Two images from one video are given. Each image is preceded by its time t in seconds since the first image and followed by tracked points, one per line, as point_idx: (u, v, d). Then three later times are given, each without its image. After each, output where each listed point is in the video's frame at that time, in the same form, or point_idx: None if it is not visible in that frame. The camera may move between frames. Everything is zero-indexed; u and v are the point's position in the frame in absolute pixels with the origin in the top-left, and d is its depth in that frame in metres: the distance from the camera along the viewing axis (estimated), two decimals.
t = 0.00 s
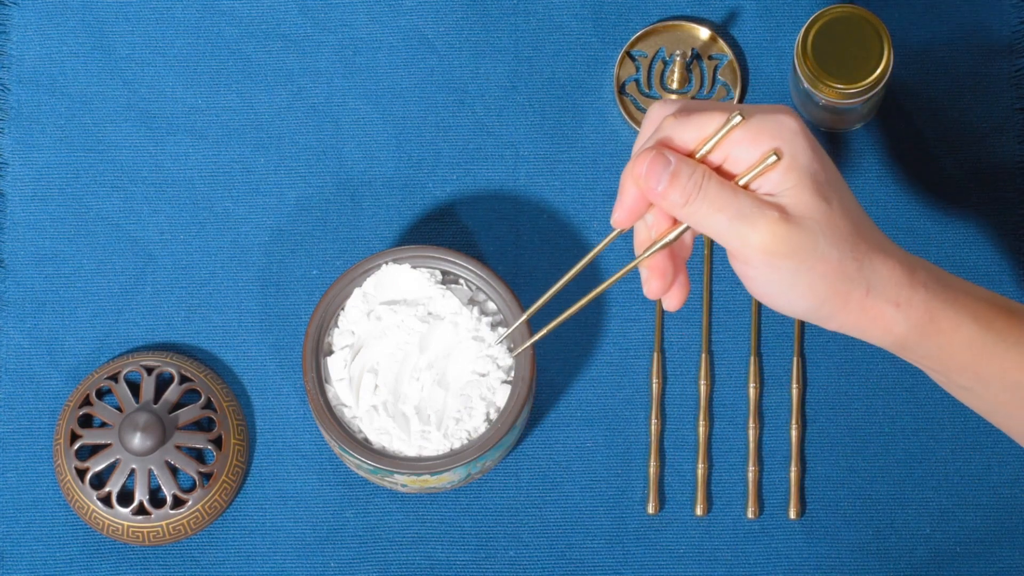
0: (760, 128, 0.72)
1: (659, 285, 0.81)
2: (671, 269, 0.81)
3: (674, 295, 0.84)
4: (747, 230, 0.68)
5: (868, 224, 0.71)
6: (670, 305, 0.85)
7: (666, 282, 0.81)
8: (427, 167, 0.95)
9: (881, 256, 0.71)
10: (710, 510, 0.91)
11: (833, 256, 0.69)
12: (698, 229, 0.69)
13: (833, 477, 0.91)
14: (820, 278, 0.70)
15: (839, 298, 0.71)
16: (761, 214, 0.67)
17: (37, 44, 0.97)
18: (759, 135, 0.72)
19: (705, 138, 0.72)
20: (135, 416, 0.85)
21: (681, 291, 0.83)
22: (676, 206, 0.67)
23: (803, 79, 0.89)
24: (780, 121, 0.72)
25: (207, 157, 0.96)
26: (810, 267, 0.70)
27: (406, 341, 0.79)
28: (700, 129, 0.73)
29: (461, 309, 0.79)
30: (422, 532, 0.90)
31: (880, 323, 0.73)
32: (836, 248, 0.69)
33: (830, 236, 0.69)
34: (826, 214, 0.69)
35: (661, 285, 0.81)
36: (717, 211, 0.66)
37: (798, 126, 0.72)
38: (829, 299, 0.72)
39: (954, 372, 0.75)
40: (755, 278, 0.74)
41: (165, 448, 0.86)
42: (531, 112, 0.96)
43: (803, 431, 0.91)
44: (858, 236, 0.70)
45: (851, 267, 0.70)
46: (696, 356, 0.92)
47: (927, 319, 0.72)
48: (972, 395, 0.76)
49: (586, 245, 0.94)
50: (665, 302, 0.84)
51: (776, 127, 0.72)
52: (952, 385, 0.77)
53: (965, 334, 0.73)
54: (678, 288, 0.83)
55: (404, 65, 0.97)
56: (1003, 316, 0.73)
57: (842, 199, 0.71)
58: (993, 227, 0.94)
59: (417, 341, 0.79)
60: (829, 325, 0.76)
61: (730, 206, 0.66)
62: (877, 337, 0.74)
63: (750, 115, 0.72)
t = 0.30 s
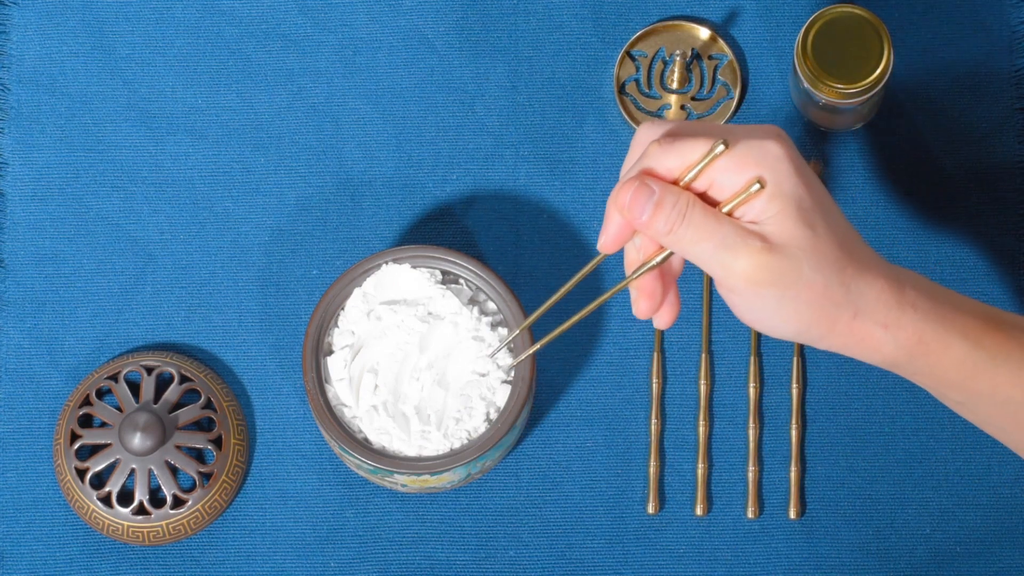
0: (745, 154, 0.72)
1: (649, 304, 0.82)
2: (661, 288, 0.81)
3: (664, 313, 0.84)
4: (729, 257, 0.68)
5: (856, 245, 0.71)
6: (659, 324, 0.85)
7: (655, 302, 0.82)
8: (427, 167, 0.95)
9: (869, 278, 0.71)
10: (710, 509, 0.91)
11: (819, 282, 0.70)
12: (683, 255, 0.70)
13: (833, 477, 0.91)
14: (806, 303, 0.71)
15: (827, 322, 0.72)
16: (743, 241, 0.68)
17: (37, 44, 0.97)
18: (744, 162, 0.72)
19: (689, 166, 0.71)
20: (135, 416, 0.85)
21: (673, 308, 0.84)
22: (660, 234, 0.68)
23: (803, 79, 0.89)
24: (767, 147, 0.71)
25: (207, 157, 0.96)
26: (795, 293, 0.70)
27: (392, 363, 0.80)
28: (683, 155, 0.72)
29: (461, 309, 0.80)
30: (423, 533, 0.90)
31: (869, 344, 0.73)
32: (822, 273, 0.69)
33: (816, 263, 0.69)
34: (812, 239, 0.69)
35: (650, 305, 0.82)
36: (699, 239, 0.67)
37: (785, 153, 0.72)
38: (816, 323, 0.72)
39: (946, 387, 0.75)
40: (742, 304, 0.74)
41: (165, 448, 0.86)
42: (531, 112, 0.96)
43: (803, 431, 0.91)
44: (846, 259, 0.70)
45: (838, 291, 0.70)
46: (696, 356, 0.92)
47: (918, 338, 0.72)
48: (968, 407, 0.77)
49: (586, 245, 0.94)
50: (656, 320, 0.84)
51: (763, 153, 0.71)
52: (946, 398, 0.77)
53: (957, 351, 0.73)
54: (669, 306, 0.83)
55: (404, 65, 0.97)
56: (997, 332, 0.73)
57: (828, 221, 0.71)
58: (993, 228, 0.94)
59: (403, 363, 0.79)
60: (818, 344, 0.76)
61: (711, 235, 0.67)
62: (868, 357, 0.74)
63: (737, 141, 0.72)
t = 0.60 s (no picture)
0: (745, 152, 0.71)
1: (646, 303, 0.82)
2: (658, 286, 0.81)
3: (661, 312, 0.84)
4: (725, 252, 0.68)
5: (854, 243, 0.71)
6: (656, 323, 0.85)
7: (652, 300, 0.81)
8: (427, 167, 0.95)
9: (867, 276, 0.70)
10: (710, 509, 0.91)
11: (816, 278, 0.69)
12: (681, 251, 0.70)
13: (833, 477, 0.91)
14: (802, 300, 0.71)
15: (823, 319, 0.72)
16: (741, 238, 0.68)
17: (37, 44, 0.97)
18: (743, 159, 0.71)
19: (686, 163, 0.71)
20: (135, 416, 0.85)
21: (669, 307, 0.84)
22: (657, 230, 0.68)
23: (804, 79, 0.89)
24: (763, 145, 0.71)
25: (207, 157, 0.96)
26: (792, 289, 0.70)
27: (390, 361, 0.80)
28: (680, 152, 0.72)
29: (461, 309, 0.80)
30: (423, 533, 0.90)
31: (865, 342, 0.73)
32: (819, 271, 0.69)
33: (814, 260, 0.69)
34: (809, 236, 0.69)
35: (647, 303, 0.81)
36: (697, 235, 0.67)
37: (781, 149, 0.71)
38: (812, 320, 0.72)
39: (943, 386, 0.75)
40: (737, 300, 0.74)
41: (165, 448, 0.86)
42: (531, 111, 0.96)
43: (803, 431, 0.91)
44: (844, 257, 0.70)
45: (835, 287, 0.70)
46: (696, 355, 0.92)
47: (914, 337, 0.72)
48: (966, 407, 0.77)
49: (586, 245, 0.94)
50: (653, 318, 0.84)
51: (758, 150, 0.71)
52: (944, 397, 0.78)
53: (953, 351, 0.73)
54: (666, 304, 0.83)
55: (404, 65, 0.97)
56: (994, 331, 0.73)
57: (826, 218, 0.70)
58: (993, 228, 0.94)
59: (400, 361, 0.79)
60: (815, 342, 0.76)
61: (709, 231, 0.67)
62: (864, 355, 0.75)
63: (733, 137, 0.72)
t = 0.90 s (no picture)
0: (650, 190, 0.67)
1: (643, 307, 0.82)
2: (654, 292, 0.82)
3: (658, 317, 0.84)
4: (672, 315, 0.66)
5: (815, 269, 0.67)
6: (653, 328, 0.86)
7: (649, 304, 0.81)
8: (427, 167, 0.95)
9: (840, 306, 0.66)
10: (710, 509, 0.91)
11: (779, 325, 0.66)
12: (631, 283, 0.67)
13: (833, 477, 0.91)
14: (776, 348, 0.67)
15: (808, 360, 0.68)
16: (678, 297, 0.65)
17: (37, 44, 0.98)
18: (663, 197, 0.67)
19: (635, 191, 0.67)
20: (134, 416, 0.85)
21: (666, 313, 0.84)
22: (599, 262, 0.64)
23: (803, 79, 0.89)
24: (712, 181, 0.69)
25: (207, 157, 0.96)
26: (753, 317, 0.66)
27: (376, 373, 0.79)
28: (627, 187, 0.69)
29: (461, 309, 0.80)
30: (423, 532, 0.90)
31: (866, 376, 0.68)
32: (779, 315, 0.66)
33: (768, 306, 0.65)
34: (760, 281, 0.65)
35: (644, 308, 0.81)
36: (628, 307, 0.65)
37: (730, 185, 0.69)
38: (796, 362, 0.68)
39: (941, 405, 0.69)
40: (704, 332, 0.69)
41: (165, 448, 0.86)
42: (531, 111, 0.96)
43: (803, 430, 0.91)
44: (804, 291, 0.66)
45: (807, 332, 0.66)
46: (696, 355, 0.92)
47: (919, 359, 0.66)
48: (999, 422, 0.68)
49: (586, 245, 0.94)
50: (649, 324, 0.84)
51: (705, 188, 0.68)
52: (974, 414, 0.68)
53: (962, 363, 0.66)
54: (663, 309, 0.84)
55: (404, 65, 0.97)
56: (1003, 330, 0.66)
57: (771, 253, 0.67)
58: (993, 228, 0.94)
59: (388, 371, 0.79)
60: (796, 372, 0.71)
61: (639, 303, 0.65)
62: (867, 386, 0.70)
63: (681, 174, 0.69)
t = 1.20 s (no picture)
0: (625, 210, 0.66)
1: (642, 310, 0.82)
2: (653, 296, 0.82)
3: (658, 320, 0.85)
4: (652, 332, 0.65)
5: (794, 281, 0.67)
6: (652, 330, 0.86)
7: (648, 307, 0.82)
8: (427, 167, 0.95)
9: (821, 318, 0.66)
10: (710, 509, 0.91)
11: (759, 338, 0.66)
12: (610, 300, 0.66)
13: (833, 477, 0.91)
14: (756, 361, 0.67)
15: (790, 370, 0.68)
16: (657, 315, 0.64)
17: (37, 44, 0.98)
18: (640, 217, 0.67)
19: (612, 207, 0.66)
20: (134, 416, 0.85)
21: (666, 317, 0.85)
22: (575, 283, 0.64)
23: (804, 80, 0.89)
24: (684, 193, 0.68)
25: (207, 157, 0.96)
26: (731, 331, 0.66)
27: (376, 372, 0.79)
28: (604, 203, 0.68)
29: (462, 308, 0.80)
30: (423, 532, 0.90)
31: (847, 385, 0.68)
32: (759, 327, 0.66)
33: (749, 319, 0.65)
34: (740, 294, 0.65)
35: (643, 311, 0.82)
36: (607, 328, 0.64)
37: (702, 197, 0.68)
38: (776, 374, 0.68)
39: (923, 408, 0.69)
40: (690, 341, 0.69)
41: (165, 448, 0.86)
42: (531, 111, 0.96)
43: (803, 430, 0.91)
44: (784, 303, 0.66)
45: (786, 343, 0.66)
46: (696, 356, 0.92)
47: (898, 367, 0.67)
48: (976, 425, 0.69)
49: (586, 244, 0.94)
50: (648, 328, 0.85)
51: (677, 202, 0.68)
52: (952, 418, 0.69)
53: (940, 371, 0.67)
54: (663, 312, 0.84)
55: (404, 65, 0.97)
56: (981, 339, 0.67)
57: (751, 266, 0.67)
58: (993, 228, 0.94)
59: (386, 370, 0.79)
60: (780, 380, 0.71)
61: (618, 323, 0.64)
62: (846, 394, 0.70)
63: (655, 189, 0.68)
